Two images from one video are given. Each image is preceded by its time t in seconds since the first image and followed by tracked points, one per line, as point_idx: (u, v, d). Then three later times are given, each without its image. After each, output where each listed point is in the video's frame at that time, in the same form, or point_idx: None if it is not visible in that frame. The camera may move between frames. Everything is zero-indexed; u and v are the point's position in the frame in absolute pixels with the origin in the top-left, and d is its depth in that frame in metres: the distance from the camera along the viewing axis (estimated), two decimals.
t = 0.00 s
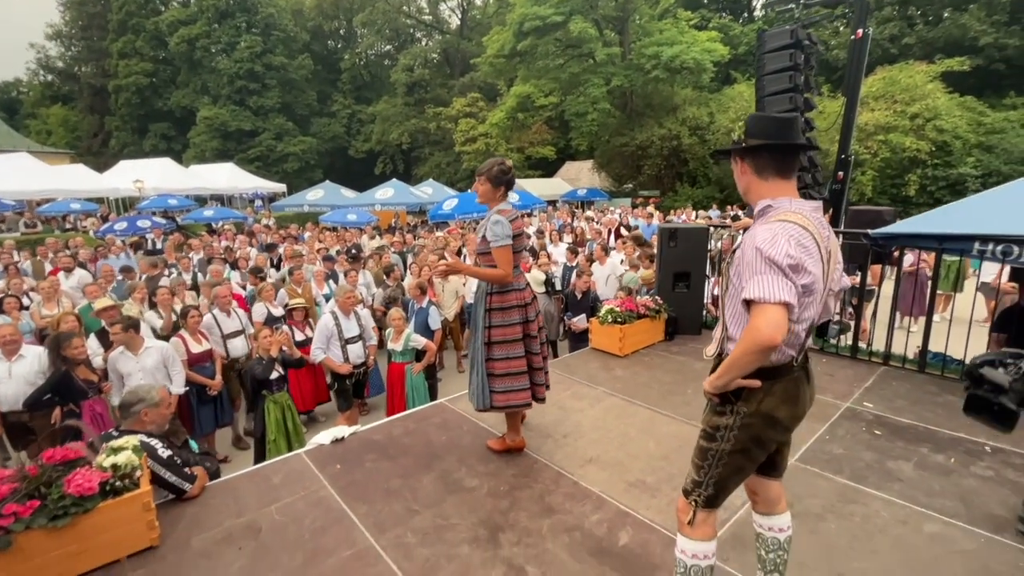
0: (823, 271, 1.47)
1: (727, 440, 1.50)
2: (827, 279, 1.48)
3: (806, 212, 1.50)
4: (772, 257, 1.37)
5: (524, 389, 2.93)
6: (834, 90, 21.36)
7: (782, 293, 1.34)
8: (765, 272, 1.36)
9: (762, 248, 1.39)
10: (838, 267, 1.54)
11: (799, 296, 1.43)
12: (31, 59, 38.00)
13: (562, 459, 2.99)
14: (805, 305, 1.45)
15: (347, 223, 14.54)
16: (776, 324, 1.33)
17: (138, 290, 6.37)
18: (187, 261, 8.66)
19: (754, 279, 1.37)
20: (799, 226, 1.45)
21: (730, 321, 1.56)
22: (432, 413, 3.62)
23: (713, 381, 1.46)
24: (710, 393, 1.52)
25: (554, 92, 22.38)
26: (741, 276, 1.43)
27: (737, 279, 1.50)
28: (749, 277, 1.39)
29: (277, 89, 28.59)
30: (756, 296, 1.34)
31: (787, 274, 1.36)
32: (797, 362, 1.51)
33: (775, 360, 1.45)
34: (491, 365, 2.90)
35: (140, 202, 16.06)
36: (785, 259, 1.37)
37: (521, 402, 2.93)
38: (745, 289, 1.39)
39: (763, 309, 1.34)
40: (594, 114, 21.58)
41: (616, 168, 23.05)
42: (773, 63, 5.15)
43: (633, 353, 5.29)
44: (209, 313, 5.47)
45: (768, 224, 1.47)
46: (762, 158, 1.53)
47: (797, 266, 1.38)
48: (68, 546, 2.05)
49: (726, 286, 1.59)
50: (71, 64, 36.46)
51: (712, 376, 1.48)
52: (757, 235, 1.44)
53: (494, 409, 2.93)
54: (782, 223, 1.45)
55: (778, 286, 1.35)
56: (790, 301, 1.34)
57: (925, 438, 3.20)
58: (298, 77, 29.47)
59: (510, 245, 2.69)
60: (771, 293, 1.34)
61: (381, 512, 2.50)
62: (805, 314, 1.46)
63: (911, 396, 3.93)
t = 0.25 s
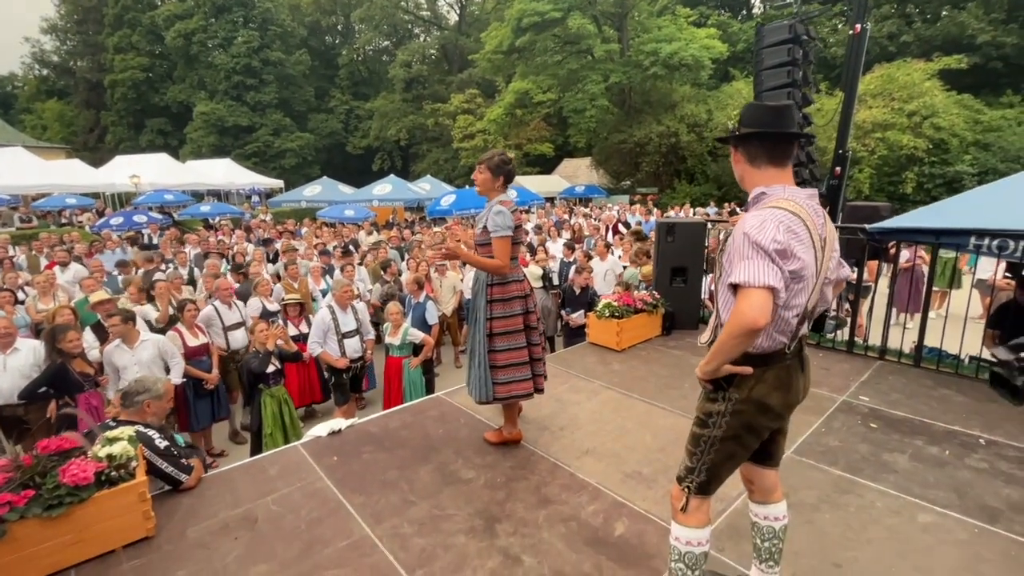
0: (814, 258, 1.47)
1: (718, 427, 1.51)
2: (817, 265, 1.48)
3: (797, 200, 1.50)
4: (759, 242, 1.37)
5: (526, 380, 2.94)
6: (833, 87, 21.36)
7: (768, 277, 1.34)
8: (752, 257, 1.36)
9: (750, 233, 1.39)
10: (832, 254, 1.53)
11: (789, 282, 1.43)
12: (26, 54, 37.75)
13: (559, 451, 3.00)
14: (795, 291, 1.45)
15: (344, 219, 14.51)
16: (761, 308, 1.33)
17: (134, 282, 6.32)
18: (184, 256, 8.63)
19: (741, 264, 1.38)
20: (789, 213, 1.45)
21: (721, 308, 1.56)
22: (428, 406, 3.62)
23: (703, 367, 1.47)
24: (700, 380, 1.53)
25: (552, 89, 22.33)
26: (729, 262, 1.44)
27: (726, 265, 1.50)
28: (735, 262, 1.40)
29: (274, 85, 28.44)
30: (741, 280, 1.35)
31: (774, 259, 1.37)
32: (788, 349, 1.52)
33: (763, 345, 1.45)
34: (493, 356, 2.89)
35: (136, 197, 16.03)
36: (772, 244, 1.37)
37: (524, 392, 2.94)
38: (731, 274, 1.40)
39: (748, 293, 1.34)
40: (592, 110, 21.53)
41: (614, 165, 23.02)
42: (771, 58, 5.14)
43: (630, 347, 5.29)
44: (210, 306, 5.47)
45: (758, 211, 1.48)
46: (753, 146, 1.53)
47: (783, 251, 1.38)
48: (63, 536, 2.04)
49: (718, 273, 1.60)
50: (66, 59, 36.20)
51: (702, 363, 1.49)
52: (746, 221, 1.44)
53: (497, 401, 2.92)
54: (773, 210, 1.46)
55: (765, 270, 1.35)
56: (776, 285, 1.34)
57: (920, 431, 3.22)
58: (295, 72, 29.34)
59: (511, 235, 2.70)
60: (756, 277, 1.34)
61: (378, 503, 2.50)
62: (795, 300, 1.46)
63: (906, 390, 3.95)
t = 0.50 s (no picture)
0: (813, 246, 1.46)
1: (716, 414, 1.51)
2: (816, 253, 1.47)
3: (797, 187, 1.49)
4: (755, 228, 1.37)
5: (521, 371, 2.93)
6: (834, 82, 21.28)
7: (763, 264, 1.33)
8: (748, 243, 1.36)
9: (747, 220, 1.38)
10: (832, 243, 1.52)
11: (785, 269, 1.43)
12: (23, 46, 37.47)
13: (558, 443, 3.00)
14: (791, 279, 1.45)
15: (344, 213, 14.47)
16: (756, 294, 1.32)
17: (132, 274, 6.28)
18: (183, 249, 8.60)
19: (737, 251, 1.38)
20: (788, 200, 1.44)
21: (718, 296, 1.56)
22: (427, 398, 3.62)
23: (700, 354, 1.47)
24: (697, 368, 1.53)
25: (553, 83, 22.23)
26: (726, 250, 1.44)
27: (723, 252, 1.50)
28: (731, 249, 1.40)
29: (272, 78, 28.27)
30: (737, 266, 1.34)
31: (770, 246, 1.36)
32: (786, 338, 1.51)
33: (758, 333, 1.45)
34: (489, 347, 2.90)
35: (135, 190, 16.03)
36: (768, 231, 1.37)
37: (519, 383, 2.94)
38: (727, 261, 1.40)
39: (743, 278, 1.34)
40: (592, 105, 21.43)
41: (614, 160, 22.94)
42: (772, 50, 5.10)
43: (629, 340, 5.29)
44: (213, 297, 5.49)
45: (756, 199, 1.47)
46: (753, 135, 1.53)
47: (781, 237, 1.38)
48: (63, 525, 2.05)
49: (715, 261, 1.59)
50: (63, 51, 35.93)
51: (700, 350, 1.49)
52: (744, 209, 1.44)
53: (492, 392, 2.92)
54: (771, 197, 1.45)
55: (760, 257, 1.34)
56: (771, 272, 1.33)
57: (918, 423, 3.23)
58: (294, 65, 29.17)
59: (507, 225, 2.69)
60: (752, 263, 1.33)
61: (377, 493, 2.50)
62: (792, 287, 1.46)
63: (904, 383, 3.96)
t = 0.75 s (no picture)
0: (816, 236, 1.46)
1: (718, 403, 1.51)
2: (819, 243, 1.46)
3: (801, 177, 1.49)
4: (758, 216, 1.37)
5: (509, 365, 2.92)
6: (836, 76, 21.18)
7: (764, 252, 1.33)
8: (750, 231, 1.36)
9: (749, 208, 1.38)
10: (836, 232, 1.52)
11: (788, 258, 1.43)
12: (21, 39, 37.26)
13: (559, 434, 3.01)
14: (794, 268, 1.45)
15: (344, 207, 14.45)
16: (756, 283, 1.32)
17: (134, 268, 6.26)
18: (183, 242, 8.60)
19: (738, 239, 1.38)
20: (791, 189, 1.44)
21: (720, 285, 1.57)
22: (429, 390, 3.63)
23: (702, 343, 1.47)
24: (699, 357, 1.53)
25: (554, 77, 22.14)
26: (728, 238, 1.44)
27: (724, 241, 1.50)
28: (733, 237, 1.40)
29: (272, 72, 28.15)
30: (738, 254, 1.34)
31: (771, 234, 1.36)
32: (788, 328, 1.51)
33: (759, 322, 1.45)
34: (479, 339, 2.91)
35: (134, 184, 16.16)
36: (770, 220, 1.37)
37: (507, 377, 2.93)
38: (729, 249, 1.40)
39: (744, 267, 1.34)
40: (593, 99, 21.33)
41: (615, 154, 22.88)
42: (776, 43, 5.07)
43: (630, 334, 5.29)
44: (215, 289, 5.51)
45: (759, 188, 1.47)
46: (758, 125, 1.52)
47: (782, 226, 1.38)
48: (67, 513, 2.06)
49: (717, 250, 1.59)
50: (62, 44, 35.75)
51: (701, 339, 1.49)
52: (747, 197, 1.43)
53: (480, 382, 2.95)
54: (775, 186, 1.45)
55: (761, 246, 1.34)
56: (771, 260, 1.33)
57: (918, 416, 3.23)
58: (293, 59, 29.04)
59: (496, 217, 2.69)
60: (753, 252, 1.33)
61: (378, 484, 2.51)
62: (794, 277, 1.46)
63: (905, 376, 3.97)
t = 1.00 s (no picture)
0: (817, 228, 1.46)
1: (718, 394, 1.52)
2: (819, 234, 1.46)
3: (805, 169, 1.49)
4: (757, 208, 1.37)
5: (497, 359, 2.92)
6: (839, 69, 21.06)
7: (763, 243, 1.34)
8: (749, 223, 1.36)
9: (748, 200, 1.39)
10: (838, 225, 1.51)
11: (787, 250, 1.43)
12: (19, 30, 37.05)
13: (560, 427, 3.02)
14: (794, 259, 1.45)
15: (345, 200, 14.42)
16: (754, 274, 1.33)
17: (136, 262, 6.27)
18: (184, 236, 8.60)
19: (738, 229, 1.38)
20: (793, 180, 1.44)
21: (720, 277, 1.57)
22: (429, 383, 3.64)
23: (702, 335, 1.48)
24: (700, 347, 1.54)
25: (555, 70, 22.06)
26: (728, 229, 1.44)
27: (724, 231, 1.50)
28: (733, 228, 1.40)
29: (272, 65, 28.03)
30: (736, 245, 1.35)
31: (770, 225, 1.36)
32: (788, 320, 1.52)
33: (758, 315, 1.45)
34: (468, 331, 2.94)
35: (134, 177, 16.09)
36: (770, 211, 1.37)
37: (495, 371, 2.93)
38: (728, 240, 1.40)
39: (742, 258, 1.34)
40: (595, 93, 21.25)
41: (616, 149, 22.81)
42: (778, 36, 5.02)
43: (631, 328, 5.30)
44: (215, 282, 5.51)
45: (761, 179, 1.47)
46: (760, 117, 1.52)
47: (782, 218, 1.38)
48: (71, 503, 2.08)
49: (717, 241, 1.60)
50: (61, 36, 35.57)
51: (700, 330, 1.50)
52: (747, 188, 1.44)
53: (470, 373, 3.00)
54: (776, 177, 1.46)
55: (760, 237, 1.35)
56: (770, 251, 1.34)
57: (918, 409, 3.24)
58: (293, 51, 28.92)
59: (486, 212, 2.70)
60: (751, 243, 1.34)
61: (380, 476, 2.53)
62: (794, 269, 1.46)
63: (905, 370, 3.98)
